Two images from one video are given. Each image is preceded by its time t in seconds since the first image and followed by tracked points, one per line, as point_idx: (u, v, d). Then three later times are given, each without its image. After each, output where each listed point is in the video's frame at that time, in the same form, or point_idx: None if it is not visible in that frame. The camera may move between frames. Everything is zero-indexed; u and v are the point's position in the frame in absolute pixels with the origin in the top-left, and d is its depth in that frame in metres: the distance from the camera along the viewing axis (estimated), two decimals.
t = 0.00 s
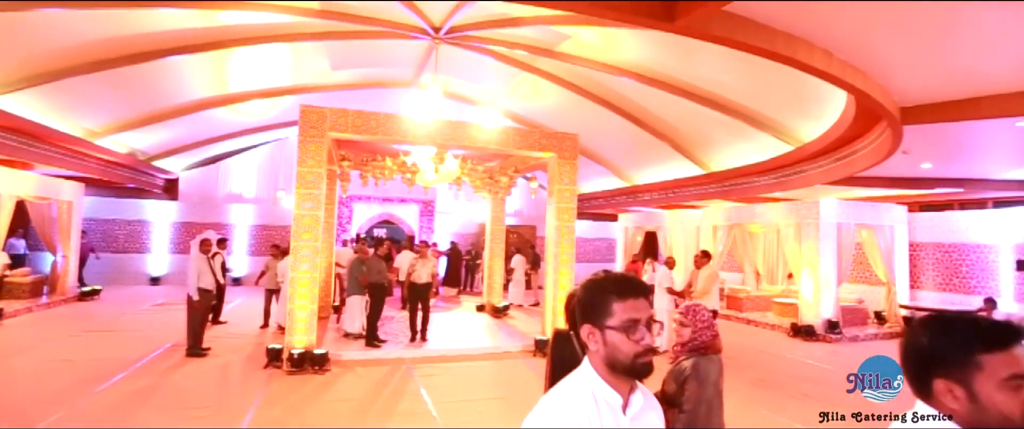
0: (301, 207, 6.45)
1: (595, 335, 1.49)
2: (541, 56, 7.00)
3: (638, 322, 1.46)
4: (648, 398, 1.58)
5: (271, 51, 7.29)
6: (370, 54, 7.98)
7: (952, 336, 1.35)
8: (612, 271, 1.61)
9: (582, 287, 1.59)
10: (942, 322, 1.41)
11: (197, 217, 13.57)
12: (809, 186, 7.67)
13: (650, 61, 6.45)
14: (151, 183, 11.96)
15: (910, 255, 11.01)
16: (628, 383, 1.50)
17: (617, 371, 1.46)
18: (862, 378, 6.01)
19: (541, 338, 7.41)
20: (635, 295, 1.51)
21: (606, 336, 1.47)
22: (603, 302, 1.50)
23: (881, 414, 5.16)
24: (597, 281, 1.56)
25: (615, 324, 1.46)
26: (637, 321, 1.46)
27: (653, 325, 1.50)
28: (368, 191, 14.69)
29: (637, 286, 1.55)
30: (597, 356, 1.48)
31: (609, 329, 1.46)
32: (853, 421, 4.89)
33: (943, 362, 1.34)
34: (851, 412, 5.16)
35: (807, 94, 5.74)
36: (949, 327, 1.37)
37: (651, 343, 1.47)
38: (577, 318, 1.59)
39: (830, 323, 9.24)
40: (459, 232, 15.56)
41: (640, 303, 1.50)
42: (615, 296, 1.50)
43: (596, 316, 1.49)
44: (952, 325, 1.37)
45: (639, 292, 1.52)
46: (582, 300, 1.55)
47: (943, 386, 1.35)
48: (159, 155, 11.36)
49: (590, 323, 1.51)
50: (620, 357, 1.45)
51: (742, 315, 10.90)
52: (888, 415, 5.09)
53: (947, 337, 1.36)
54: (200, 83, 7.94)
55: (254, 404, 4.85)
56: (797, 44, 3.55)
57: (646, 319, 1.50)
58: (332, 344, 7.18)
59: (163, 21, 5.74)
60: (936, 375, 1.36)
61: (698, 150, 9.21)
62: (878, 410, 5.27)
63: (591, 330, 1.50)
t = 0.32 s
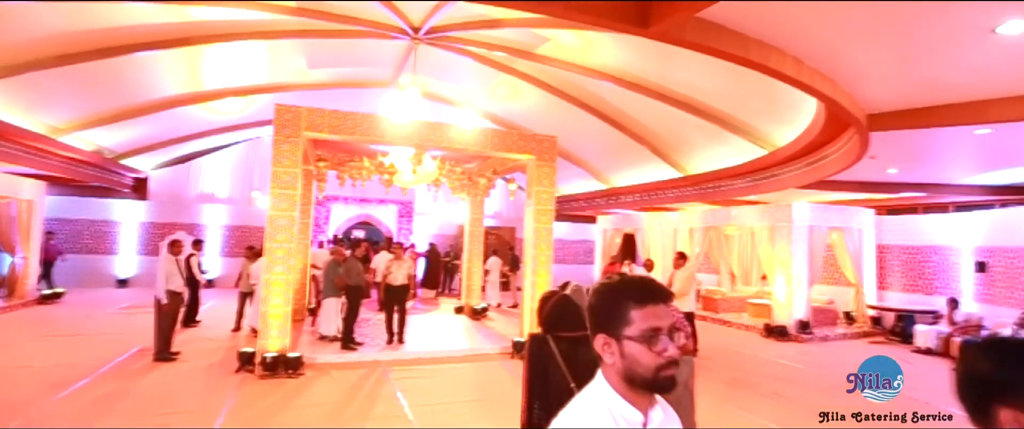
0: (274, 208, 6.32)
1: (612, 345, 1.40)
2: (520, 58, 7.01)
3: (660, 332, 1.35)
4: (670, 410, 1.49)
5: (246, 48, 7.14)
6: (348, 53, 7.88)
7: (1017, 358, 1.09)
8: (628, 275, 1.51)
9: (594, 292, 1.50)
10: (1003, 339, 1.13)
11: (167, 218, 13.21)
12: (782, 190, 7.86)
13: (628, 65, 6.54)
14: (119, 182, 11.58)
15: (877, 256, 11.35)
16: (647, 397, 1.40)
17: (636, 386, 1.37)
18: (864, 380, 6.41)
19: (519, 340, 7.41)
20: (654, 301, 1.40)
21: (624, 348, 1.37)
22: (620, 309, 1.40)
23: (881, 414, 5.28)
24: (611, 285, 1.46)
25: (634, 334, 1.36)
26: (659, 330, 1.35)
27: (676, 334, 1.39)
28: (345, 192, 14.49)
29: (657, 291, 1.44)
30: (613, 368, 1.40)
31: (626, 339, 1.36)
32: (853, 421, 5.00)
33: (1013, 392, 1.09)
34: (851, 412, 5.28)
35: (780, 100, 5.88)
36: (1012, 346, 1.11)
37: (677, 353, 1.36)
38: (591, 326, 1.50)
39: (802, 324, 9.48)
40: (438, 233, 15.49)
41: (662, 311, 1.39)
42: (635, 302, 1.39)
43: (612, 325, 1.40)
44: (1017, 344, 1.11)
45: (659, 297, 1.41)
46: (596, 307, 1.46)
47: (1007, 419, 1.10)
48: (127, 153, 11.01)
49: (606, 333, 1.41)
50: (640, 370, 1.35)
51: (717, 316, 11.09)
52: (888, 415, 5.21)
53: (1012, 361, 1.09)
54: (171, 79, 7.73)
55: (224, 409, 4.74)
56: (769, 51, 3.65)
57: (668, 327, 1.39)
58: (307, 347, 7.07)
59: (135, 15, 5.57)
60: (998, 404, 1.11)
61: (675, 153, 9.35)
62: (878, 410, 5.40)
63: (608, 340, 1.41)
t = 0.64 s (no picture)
0: (244, 209, 6.17)
1: (638, 355, 1.31)
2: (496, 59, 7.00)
3: (692, 342, 1.26)
4: None
5: (216, 45, 6.96)
6: (321, 52, 7.75)
7: None
8: (653, 278, 1.41)
9: (617, 296, 1.40)
10: None
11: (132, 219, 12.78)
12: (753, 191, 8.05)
13: (604, 67, 6.61)
14: (80, 182, 11.13)
15: (844, 256, 11.72)
16: (674, 414, 1.30)
17: (663, 401, 1.27)
18: (864, 379, 6.34)
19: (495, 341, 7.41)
20: (686, 308, 1.31)
21: (653, 360, 1.28)
22: (648, 316, 1.31)
23: (881, 414, 5.34)
24: (637, 289, 1.36)
25: (665, 343, 1.27)
26: (691, 341, 1.26)
27: (708, 344, 1.30)
28: (319, 192, 14.25)
29: (689, 297, 1.35)
30: (638, 380, 1.30)
31: (656, 349, 1.28)
32: (854, 421, 5.06)
33: None
34: (851, 412, 5.34)
35: (750, 103, 6.03)
36: None
37: (708, 366, 1.27)
38: (613, 334, 1.41)
39: (773, 322, 9.73)
40: (414, 234, 15.37)
41: (694, 320, 1.30)
42: (666, 309, 1.30)
43: (639, 334, 1.31)
44: None
45: (690, 304, 1.32)
46: (620, 313, 1.37)
47: None
48: (89, 152, 10.59)
49: (633, 341, 1.32)
50: (670, 383, 1.26)
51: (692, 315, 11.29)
52: (888, 415, 5.26)
53: None
54: (137, 76, 7.48)
55: (191, 416, 4.61)
56: (737, 55, 3.74)
57: (699, 338, 1.30)
58: (280, 351, 6.93)
59: (99, 11, 5.37)
60: None
61: (650, 154, 9.48)
62: (877, 410, 5.46)
63: (634, 349, 1.32)
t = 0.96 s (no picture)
0: (211, 210, 5.99)
1: (681, 379, 1.22)
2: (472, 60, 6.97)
3: (740, 368, 1.18)
4: None
5: (182, 42, 6.74)
6: (293, 50, 7.59)
7: None
8: (691, 296, 1.32)
9: (653, 316, 1.31)
10: None
11: (91, 221, 12.31)
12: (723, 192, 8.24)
13: (578, 70, 6.67)
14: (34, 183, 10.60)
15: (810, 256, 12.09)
16: None
17: None
18: (864, 379, 6.47)
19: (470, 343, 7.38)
20: (731, 330, 1.23)
21: (697, 386, 1.20)
22: (691, 339, 1.22)
23: (880, 413, 5.43)
24: (675, 310, 1.27)
25: (712, 368, 1.18)
26: (739, 366, 1.18)
27: (753, 367, 1.23)
28: (290, 193, 13.95)
29: (732, 318, 1.27)
30: (680, 407, 1.22)
31: (701, 375, 1.19)
32: (853, 421, 5.14)
33: None
34: (850, 412, 5.45)
35: (720, 108, 6.17)
36: None
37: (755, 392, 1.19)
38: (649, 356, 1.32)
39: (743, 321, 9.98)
40: (389, 236, 15.20)
41: (740, 341, 1.22)
42: (712, 332, 1.21)
43: (681, 358, 1.22)
44: None
45: (735, 326, 1.24)
46: (658, 334, 1.27)
47: None
48: (44, 151, 10.10)
49: (675, 365, 1.23)
50: (718, 410, 1.18)
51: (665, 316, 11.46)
52: (887, 415, 5.35)
53: None
54: (97, 72, 7.18)
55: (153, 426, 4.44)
56: (706, 61, 3.82)
57: (745, 362, 1.22)
58: (248, 356, 6.74)
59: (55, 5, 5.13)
60: None
61: (624, 157, 9.59)
62: (877, 410, 5.54)
63: (676, 374, 1.23)
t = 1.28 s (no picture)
0: (172, 210, 5.78)
1: (740, 387, 1.09)
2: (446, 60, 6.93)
3: (804, 372, 1.07)
4: None
5: (144, 35, 6.51)
6: (261, 47, 7.41)
7: None
8: (740, 294, 1.20)
9: (701, 319, 1.17)
10: None
11: (45, 221, 11.67)
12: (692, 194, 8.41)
13: (551, 71, 6.71)
14: None
15: (777, 257, 12.45)
16: None
17: None
18: (863, 379, 6.58)
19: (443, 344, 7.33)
20: (791, 331, 1.11)
21: (759, 393, 1.07)
22: (750, 342, 1.09)
23: (881, 414, 5.49)
24: (728, 311, 1.14)
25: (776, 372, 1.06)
26: (803, 370, 1.07)
27: (813, 370, 1.12)
28: (259, 193, 13.62)
29: (788, 318, 1.15)
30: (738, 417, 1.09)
31: (763, 381, 1.07)
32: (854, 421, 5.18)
33: None
34: (851, 412, 5.49)
35: (689, 111, 6.30)
36: None
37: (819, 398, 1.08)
38: (697, 362, 1.18)
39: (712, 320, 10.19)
40: (361, 237, 14.99)
41: (801, 343, 1.10)
42: (772, 334, 1.09)
43: (740, 363, 1.09)
44: None
45: (793, 326, 1.12)
46: (710, 337, 1.13)
47: None
48: None
49: (733, 371, 1.10)
50: (783, 418, 1.05)
51: (638, 316, 11.61)
52: (888, 415, 5.40)
53: None
54: (51, 65, 6.85)
55: None
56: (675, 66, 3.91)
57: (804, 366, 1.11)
58: (212, 361, 6.53)
59: None
60: None
61: (598, 159, 9.68)
62: (878, 410, 5.61)
63: (733, 380, 1.10)
